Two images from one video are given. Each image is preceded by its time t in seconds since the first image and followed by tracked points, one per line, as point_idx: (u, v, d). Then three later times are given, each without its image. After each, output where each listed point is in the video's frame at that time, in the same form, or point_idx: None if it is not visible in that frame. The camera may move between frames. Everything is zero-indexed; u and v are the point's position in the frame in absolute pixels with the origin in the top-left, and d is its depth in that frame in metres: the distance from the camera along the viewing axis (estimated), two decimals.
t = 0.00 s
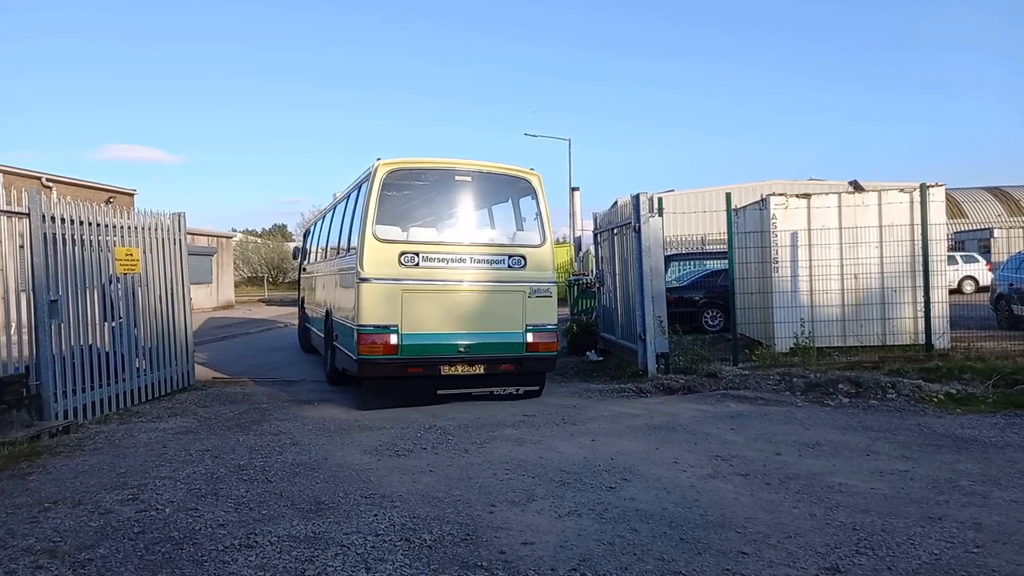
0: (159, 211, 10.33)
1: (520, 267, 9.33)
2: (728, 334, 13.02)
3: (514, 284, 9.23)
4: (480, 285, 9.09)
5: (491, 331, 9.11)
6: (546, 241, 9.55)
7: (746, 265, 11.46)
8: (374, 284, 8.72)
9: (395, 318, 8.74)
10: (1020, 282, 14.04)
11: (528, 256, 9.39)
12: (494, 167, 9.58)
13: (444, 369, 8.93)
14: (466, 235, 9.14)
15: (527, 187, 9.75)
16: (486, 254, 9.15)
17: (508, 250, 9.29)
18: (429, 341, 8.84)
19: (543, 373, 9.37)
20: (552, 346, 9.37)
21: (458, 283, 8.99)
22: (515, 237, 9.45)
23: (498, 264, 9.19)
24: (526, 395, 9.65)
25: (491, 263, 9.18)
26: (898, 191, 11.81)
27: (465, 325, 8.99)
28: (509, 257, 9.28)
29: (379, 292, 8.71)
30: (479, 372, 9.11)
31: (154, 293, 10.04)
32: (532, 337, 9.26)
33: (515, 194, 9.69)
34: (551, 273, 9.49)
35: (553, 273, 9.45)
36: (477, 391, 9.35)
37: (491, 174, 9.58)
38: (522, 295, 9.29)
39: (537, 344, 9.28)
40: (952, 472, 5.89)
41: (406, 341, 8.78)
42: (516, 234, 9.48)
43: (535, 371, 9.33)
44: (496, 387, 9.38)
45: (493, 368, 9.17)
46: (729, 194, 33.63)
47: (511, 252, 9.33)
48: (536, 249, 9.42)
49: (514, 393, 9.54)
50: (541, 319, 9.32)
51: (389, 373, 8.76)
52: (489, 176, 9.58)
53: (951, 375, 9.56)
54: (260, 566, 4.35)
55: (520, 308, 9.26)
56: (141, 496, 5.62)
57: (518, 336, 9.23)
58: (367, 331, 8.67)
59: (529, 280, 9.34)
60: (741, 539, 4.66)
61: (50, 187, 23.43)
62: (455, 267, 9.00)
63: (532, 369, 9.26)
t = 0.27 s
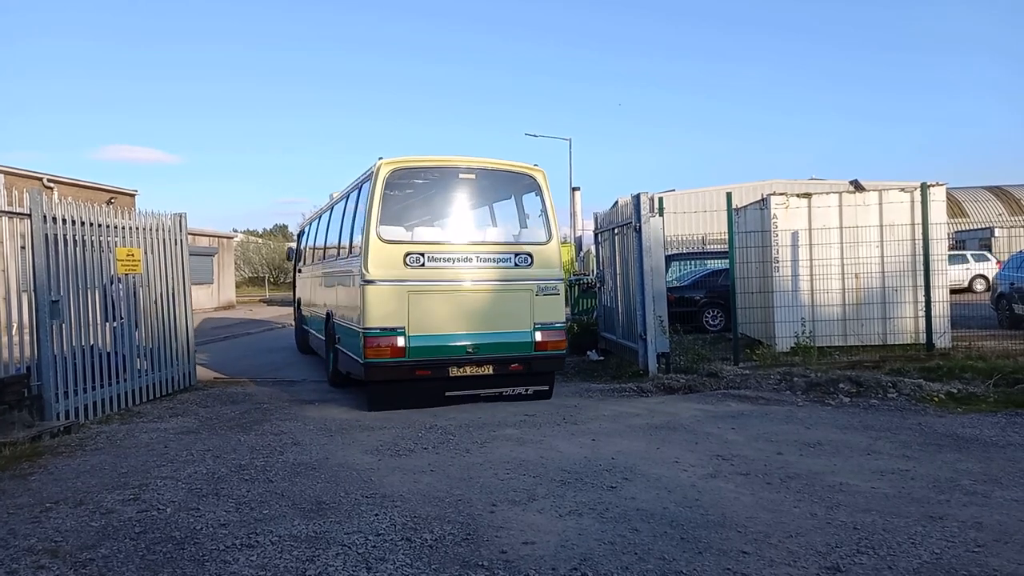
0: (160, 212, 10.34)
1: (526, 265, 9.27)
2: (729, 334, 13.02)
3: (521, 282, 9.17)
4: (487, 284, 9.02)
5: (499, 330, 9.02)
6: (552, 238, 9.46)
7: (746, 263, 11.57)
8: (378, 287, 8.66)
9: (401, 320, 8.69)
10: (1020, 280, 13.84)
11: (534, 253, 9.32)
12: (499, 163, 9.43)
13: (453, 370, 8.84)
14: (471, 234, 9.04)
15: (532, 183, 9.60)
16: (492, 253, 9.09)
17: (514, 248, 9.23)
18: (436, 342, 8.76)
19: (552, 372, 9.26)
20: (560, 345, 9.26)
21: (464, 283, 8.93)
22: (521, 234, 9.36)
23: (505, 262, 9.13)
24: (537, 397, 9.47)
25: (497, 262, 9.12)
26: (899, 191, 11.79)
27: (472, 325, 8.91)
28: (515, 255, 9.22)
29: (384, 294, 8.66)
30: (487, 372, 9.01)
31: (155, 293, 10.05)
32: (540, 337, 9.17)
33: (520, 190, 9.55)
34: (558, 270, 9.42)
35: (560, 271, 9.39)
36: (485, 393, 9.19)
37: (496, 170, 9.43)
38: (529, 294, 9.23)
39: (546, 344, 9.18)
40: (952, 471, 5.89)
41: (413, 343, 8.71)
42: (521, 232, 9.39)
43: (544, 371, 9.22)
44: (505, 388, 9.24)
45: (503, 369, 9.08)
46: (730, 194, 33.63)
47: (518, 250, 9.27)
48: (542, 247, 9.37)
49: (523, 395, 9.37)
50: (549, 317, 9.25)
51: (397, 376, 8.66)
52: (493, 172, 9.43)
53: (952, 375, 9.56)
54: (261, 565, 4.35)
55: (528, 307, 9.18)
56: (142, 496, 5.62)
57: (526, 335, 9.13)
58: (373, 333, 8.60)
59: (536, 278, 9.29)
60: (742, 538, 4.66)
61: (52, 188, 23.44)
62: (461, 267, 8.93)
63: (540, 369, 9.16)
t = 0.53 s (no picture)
0: (155, 210, 10.31)
1: (530, 260, 9.19)
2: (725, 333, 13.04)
3: (525, 278, 9.07)
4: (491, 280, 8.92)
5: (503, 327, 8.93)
6: (555, 232, 9.37)
7: (742, 262, 11.65)
8: (380, 284, 8.51)
9: (404, 318, 8.56)
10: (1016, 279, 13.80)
11: (538, 249, 9.24)
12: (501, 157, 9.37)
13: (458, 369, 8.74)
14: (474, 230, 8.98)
15: (534, 178, 9.54)
16: (495, 248, 9.00)
17: (517, 244, 9.13)
18: (441, 341, 8.64)
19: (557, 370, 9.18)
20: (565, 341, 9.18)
21: (468, 279, 8.81)
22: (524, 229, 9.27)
23: (509, 258, 9.05)
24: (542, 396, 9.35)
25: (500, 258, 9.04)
26: (894, 189, 11.74)
27: (477, 322, 8.82)
28: (518, 250, 9.13)
29: (387, 292, 8.51)
30: (493, 370, 8.93)
31: (150, 293, 10.02)
32: (545, 333, 9.08)
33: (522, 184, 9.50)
34: (562, 266, 9.33)
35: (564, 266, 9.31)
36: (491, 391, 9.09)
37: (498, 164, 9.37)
38: (533, 289, 9.13)
39: (551, 340, 9.10)
40: (948, 469, 5.90)
41: (417, 342, 8.58)
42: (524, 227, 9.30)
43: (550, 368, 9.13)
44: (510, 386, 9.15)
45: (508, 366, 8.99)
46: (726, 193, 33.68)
47: (521, 246, 9.19)
48: (545, 242, 9.29)
49: (529, 395, 9.28)
50: (553, 313, 9.16)
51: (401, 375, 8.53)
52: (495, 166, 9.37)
53: (948, 373, 9.58)
54: (256, 565, 4.34)
55: (532, 302, 9.08)
56: (137, 496, 5.61)
57: (531, 331, 9.04)
58: (377, 333, 8.44)
59: (540, 273, 9.17)
60: (738, 536, 4.67)
61: (46, 187, 23.37)
62: (464, 263, 8.85)
63: (546, 367, 9.09)
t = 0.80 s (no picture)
0: (152, 208, 10.29)
1: (535, 258, 9.12)
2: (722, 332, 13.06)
3: (529, 276, 9.03)
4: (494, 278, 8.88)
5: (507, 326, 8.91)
6: (560, 230, 9.32)
7: (739, 261, 11.95)
8: (383, 282, 8.47)
9: (407, 316, 8.52)
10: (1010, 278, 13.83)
11: (542, 246, 9.17)
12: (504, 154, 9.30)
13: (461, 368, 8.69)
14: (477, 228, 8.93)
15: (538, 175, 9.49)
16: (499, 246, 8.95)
17: (522, 242, 9.08)
18: (444, 340, 8.61)
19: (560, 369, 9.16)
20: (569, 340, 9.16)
21: (471, 276, 8.78)
22: (529, 226, 9.22)
23: (513, 255, 8.99)
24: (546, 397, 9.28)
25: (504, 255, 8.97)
26: (891, 189, 11.73)
27: (480, 321, 8.79)
28: (523, 248, 9.07)
29: (390, 290, 8.47)
30: (496, 369, 8.89)
31: (146, 291, 10.00)
32: (549, 332, 9.06)
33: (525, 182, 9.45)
34: (566, 264, 9.27)
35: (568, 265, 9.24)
36: (495, 391, 9.02)
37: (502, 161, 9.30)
38: (538, 287, 9.08)
39: (555, 339, 9.08)
40: (943, 468, 5.92)
41: (420, 341, 8.55)
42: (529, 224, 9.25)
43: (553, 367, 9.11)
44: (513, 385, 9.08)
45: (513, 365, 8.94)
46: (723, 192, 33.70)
47: (525, 243, 9.12)
48: (549, 240, 9.21)
49: (532, 394, 9.20)
50: (557, 312, 9.14)
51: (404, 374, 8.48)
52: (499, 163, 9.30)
53: (943, 373, 9.60)
54: (253, 563, 4.34)
55: (537, 301, 9.05)
56: (133, 494, 5.60)
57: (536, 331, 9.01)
58: (380, 331, 8.40)
59: (545, 271, 9.15)
60: (734, 535, 4.67)
61: (42, 184, 23.30)
62: (468, 261, 8.80)
63: (550, 365, 9.07)
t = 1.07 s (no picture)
0: (143, 200, 10.23)
1: (539, 252, 8.94)
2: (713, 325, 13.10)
3: (532, 270, 8.85)
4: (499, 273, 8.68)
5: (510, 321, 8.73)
6: (564, 224, 9.16)
7: (731, 256, 12.11)
8: (387, 274, 8.22)
9: (411, 310, 8.30)
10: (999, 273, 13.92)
11: (547, 241, 8.99)
12: (508, 146, 9.16)
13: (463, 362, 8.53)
14: (482, 220, 8.74)
15: (542, 168, 9.34)
16: (504, 240, 8.75)
17: (525, 236, 8.89)
18: (446, 333, 8.41)
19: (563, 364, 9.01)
20: (572, 335, 9.02)
21: (476, 270, 8.57)
22: (533, 220, 9.04)
23: (517, 249, 8.81)
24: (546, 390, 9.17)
25: (509, 249, 8.77)
26: (883, 183, 11.76)
27: (484, 316, 8.60)
28: (527, 242, 8.88)
29: (394, 282, 8.22)
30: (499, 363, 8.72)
31: (137, 283, 9.95)
32: (553, 328, 8.91)
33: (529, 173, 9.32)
34: (571, 258, 9.10)
35: (573, 259, 9.08)
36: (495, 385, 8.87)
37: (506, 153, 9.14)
38: (542, 282, 8.91)
39: (559, 335, 8.93)
40: (932, 461, 5.95)
41: (423, 334, 8.34)
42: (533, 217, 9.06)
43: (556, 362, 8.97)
44: (515, 379, 8.92)
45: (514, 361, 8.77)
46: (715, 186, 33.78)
47: (530, 237, 8.94)
48: (555, 234, 9.04)
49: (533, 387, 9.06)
50: (562, 308, 8.98)
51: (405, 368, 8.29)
52: (503, 155, 9.14)
53: (933, 366, 9.66)
54: (244, 555, 4.34)
55: (541, 296, 8.89)
56: (124, 487, 5.59)
57: (540, 326, 8.85)
58: (382, 324, 8.17)
59: (548, 265, 8.96)
60: (724, 527, 4.69)
61: (32, 176, 23.19)
62: (472, 255, 8.58)
63: (553, 360, 8.92)
